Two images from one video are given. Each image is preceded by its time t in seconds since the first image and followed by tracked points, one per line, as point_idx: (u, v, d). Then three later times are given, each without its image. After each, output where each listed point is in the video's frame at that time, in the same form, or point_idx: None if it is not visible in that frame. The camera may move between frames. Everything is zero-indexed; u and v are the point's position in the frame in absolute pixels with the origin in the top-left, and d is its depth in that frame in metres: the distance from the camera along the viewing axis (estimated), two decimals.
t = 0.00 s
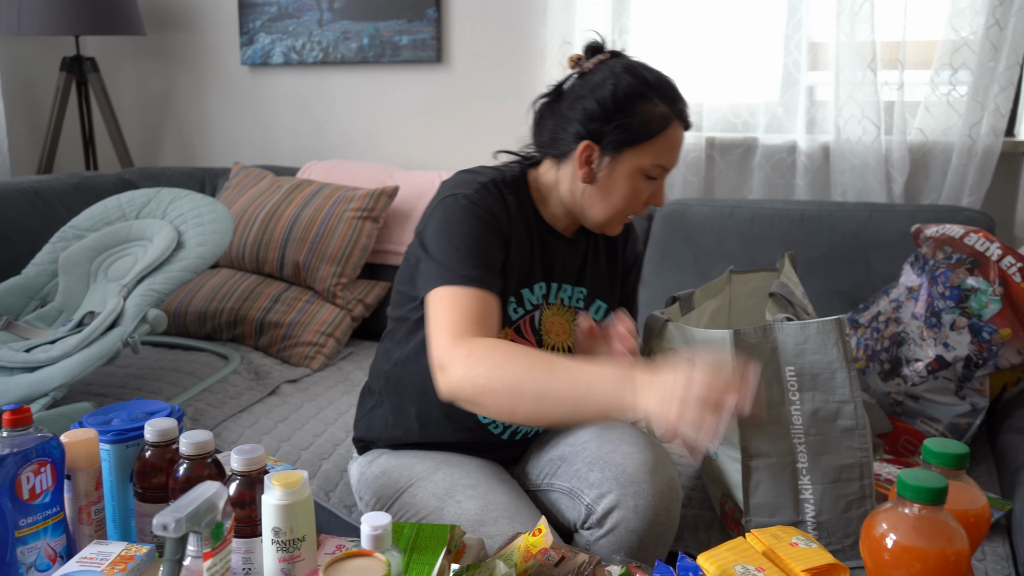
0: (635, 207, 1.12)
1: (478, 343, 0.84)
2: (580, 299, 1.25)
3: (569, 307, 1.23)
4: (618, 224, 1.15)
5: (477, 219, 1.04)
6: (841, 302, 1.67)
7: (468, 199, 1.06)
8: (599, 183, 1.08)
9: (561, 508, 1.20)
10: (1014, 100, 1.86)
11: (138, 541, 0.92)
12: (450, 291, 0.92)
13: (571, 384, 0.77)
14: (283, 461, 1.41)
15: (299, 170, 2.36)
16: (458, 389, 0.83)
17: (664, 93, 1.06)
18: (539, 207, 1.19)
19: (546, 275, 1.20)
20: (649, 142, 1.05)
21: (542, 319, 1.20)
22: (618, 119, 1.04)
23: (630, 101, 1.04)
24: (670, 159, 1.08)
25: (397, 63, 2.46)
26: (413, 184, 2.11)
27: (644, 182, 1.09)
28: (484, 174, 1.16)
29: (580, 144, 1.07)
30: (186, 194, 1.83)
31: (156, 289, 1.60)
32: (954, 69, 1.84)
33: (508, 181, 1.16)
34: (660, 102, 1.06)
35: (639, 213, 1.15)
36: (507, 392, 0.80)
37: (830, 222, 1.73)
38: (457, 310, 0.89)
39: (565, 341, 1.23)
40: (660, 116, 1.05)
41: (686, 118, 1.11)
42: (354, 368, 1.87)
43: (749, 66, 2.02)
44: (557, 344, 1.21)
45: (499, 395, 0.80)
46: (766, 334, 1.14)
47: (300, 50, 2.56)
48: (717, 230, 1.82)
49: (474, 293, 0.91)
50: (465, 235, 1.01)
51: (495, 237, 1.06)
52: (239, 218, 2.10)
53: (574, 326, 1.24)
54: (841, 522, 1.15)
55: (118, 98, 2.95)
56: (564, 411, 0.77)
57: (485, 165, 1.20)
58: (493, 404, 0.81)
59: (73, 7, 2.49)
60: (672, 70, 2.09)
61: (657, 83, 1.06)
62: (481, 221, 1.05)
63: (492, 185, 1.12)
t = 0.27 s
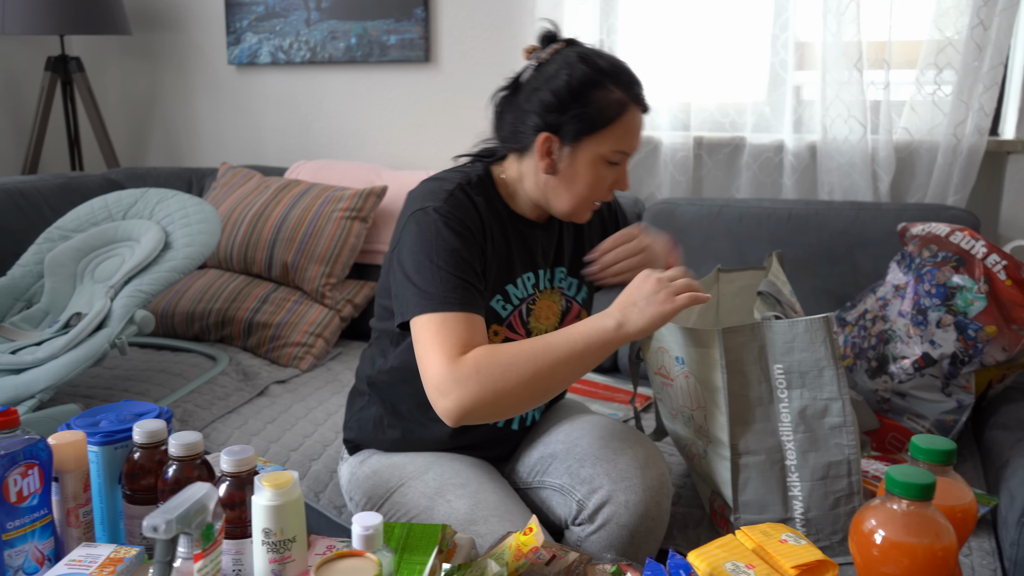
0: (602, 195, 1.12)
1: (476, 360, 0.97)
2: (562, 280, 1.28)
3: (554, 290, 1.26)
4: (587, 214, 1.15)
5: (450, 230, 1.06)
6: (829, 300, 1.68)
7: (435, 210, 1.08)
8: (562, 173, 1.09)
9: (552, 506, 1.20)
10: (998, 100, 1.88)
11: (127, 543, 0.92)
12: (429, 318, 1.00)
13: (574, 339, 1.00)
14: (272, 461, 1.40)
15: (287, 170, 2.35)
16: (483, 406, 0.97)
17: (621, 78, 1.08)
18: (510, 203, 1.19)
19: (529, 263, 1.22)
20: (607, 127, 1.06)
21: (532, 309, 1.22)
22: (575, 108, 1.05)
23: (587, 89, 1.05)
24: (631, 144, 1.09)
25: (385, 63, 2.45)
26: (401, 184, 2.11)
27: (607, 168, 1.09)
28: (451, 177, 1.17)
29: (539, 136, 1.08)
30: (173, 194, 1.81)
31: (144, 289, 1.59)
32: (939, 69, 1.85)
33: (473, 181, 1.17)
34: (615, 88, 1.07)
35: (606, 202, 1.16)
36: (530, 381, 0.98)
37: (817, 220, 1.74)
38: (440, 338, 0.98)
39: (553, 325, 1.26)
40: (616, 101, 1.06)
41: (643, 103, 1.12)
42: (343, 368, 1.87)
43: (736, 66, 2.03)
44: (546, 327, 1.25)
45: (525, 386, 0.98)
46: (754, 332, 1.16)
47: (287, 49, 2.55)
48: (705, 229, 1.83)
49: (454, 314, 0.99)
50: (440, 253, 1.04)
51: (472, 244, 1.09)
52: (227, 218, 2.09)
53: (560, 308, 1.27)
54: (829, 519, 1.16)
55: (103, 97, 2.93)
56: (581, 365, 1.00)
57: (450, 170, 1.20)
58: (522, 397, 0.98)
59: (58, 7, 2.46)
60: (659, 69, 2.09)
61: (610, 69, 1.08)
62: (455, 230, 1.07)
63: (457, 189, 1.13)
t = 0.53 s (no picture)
0: (578, 187, 1.12)
1: (470, 368, 1.01)
2: (550, 268, 1.26)
3: (543, 279, 1.25)
4: (566, 208, 1.15)
5: (428, 234, 1.08)
6: (819, 299, 1.69)
7: (412, 214, 1.10)
8: (535, 168, 1.10)
9: (543, 505, 1.20)
10: (985, 99, 1.89)
11: (115, 545, 0.91)
12: (417, 325, 1.03)
13: (566, 345, 1.05)
14: (262, 462, 1.40)
15: (277, 170, 2.35)
16: (476, 412, 1.01)
17: (590, 70, 1.08)
18: (491, 199, 1.19)
19: (517, 256, 1.21)
20: (577, 119, 1.06)
21: (521, 301, 1.22)
22: (545, 102, 1.06)
23: (557, 81, 1.06)
24: (603, 134, 1.09)
25: (375, 62, 2.45)
26: (392, 183, 2.11)
27: (581, 160, 1.10)
28: (430, 177, 1.19)
29: (511, 132, 1.09)
30: (161, 194, 1.80)
31: (133, 289, 1.58)
32: (927, 68, 1.87)
33: (452, 181, 1.17)
34: (584, 78, 1.08)
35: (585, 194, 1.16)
36: (523, 387, 1.03)
37: (807, 220, 1.75)
38: (432, 345, 1.01)
39: (544, 314, 1.26)
40: (585, 91, 1.07)
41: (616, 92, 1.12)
42: (334, 368, 1.86)
43: (725, 66, 2.04)
44: (535, 318, 1.24)
45: (517, 393, 1.03)
46: (744, 330, 1.16)
47: (277, 49, 2.55)
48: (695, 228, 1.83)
49: (442, 321, 1.02)
50: (420, 257, 1.06)
51: (451, 243, 1.10)
52: (216, 218, 2.09)
53: (549, 296, 1.26)
54: (818, 516, 1.17)
55: (92, 97, 2.91)
56: (571, 371, 1.05)
57: (428, 170, 1.21)
58: (514, 402, 1.03)
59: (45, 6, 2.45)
60: (649, 69, 2.10)
61: (578, 59, 1.08)
62: (433, 231, 1.09)
63: (434, 190, 1.14)
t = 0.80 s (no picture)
0: (572, 185, 1.12)
1: (457, 375, 1.05)
2: (547, 270, 1.25)
3: (540, 282, 1.24)
4: (562, 206, 1.15)
5: (417, 237, 1.09)
6: (813, 297, 1.70)
7: (402, 214, 1.11)
8: (529, 167, 1.10)
9: (538, 505, 1.20)
10: (977, 98, 1.90)
11: (108, 545, 0.91)
12: (405, 332, 1.07)
13: (550, 350, 1.09)
14: (256, 462, 1.39)
15: (271, 169, 2.34)
16: (464, 417, 1.06)
17: (582, 67, 1.08)
18: (484, 199, 1.19)
19: (512, 258, 1.20)
20: (569, 117, 1.06)
21: (516, 304, 1.21)
22: (536, 100, 1.06)
23: (547, 79, 1.06)
24: (595, 131, 1.09)
25: (368, 61, 2.44)
26: (386, 182, 2.10)
27: (574, 157, 1.10)
28: (423, 176, 1.19)
29: (503, 131, 1.10)
30: (154, 193, 1.78)
31: (125, 289, 1.57)
32: (920, 68, 1.87)
33: (445, 181, 1.17)
34: (575, 75, 1.07)
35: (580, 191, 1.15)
36: (509, 392, 1.07)
37: (801, 218, 1.75)
38: (421, 353, 1.06)
39: (541, 317, 1.25)
40: (576, 88, 1.06)
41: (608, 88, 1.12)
42: (327, 367, 1.86)
43: (719, 66, 2.05)
44: (531, 321, 1.23)
45: (503, 398, 1.07)
46: (744, 327, 1.17)
47: (270, 48, 2.54)
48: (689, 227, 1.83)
49: (430, 326, 1.06)
50: (409, 261, 1.08)
51: (441, 245, 1.10)
52: (209, 217, 2.08)
53: (546, 300, 1.25)
54: (813, 514, 1.17)
55: (83, 96, 2.90)
56: (556, 375, 1.09)
57: (423, 169, 1.21)
58: (500, 406, 1.07)
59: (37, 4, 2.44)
60: (642, 69, 2.10)
61: (569, 55, 1.08)
62: (423, 234, 1.10)
63: (424, 190, 1.15)
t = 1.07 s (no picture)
0: (575, 186, 1.12)
1: (455, 381, 1.06)
2: (549, 279, 1.24)
3: (541, 290, 1.24)
4: (565, 208, 1.15)
5: (417, 240, 1.09)
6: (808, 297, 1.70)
7: (403, 215, 1.11)
8: (530, 168, 1.10)
9: (536, 505, 1.20)
10: (972, 98, 1.90)
11: (105, 546, 0.91)
12: (402, 336, 1.07)
13: (546, 354, 1.09)
14: (252, 462, 1.39)
15: (267, 169, 2.33)
16: (461, 422, 1.07)
17: (584, 66, 1.08)
18: (486, 202, 1.19)
19: (513, 264, 1.20)
20: (571, 116, 1.06)
21: (515, 311, 1.21)
22: (538, 101, 1.06)
23: (548, 79, 1.06)
24: (597, 131, 1.08)
25: (364, 61, 2.44)
26: (382, 183, 2.10)
27: (576, 158, 1.10)
28: (427, 177, 1.19)
29: (504, 131, 1.10)
30: (149, 193, 1.78)
31: (121, 290, 1.57)
32: (915, 67, 1.88)
33: (448, 183, 1.17)
34: (575, 74, 1.07)
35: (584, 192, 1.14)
36: (505, 396, 1.07)
37: (797, 218, 1.75)
38: (418, 358, 1.06)
39: (541, 326, 1.24)
40: (578, 88, 1.06)
41: (610, 88, 1.11)
42: (324, 368, 1.86)
43: (715, 66, 2.05)
44: (531, 330, 1.23)
45: (499, 402, 1.07)
46: (728, 328, 1.17)
47: (266, 48, 2.53)
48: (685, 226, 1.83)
49: (428, 331, 1.06)
50: (409, 264, 1.08)
51: (441, 248, 1.10)
52: (205, 218, 2.07)
53: (547, 309, 1.24)
54: (809, 513, 1.17)
55: (79, 96, 2.89)
56: (552, 380, 1.10)
57: (427, 170, 1.21)
58: (497, 411, 1.08)
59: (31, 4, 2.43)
60: (638, 69, 2.10)
61: (570, 56, 1.08)
62: (424, 236, 1.10)
63: (426, 191, 1.15)
